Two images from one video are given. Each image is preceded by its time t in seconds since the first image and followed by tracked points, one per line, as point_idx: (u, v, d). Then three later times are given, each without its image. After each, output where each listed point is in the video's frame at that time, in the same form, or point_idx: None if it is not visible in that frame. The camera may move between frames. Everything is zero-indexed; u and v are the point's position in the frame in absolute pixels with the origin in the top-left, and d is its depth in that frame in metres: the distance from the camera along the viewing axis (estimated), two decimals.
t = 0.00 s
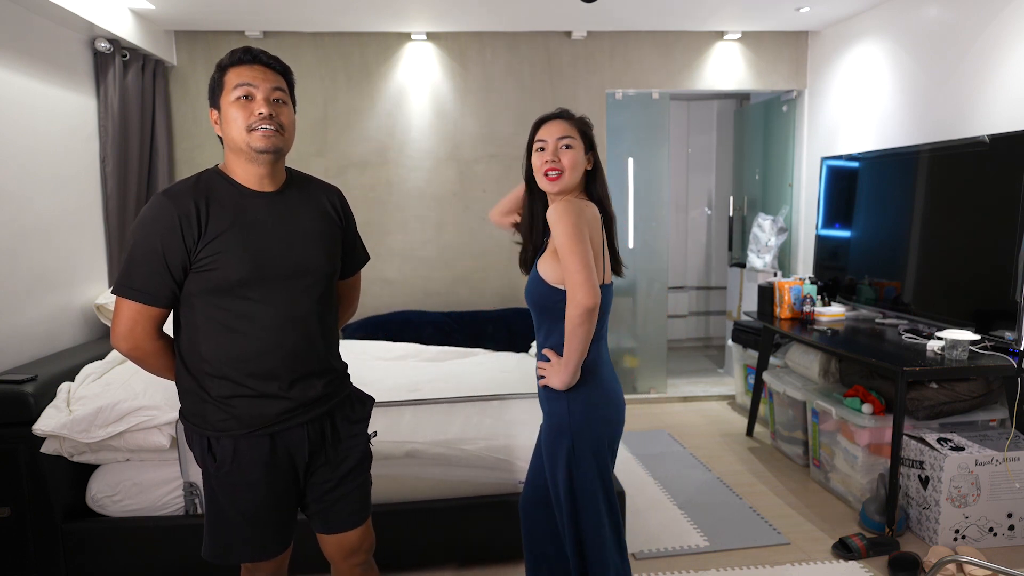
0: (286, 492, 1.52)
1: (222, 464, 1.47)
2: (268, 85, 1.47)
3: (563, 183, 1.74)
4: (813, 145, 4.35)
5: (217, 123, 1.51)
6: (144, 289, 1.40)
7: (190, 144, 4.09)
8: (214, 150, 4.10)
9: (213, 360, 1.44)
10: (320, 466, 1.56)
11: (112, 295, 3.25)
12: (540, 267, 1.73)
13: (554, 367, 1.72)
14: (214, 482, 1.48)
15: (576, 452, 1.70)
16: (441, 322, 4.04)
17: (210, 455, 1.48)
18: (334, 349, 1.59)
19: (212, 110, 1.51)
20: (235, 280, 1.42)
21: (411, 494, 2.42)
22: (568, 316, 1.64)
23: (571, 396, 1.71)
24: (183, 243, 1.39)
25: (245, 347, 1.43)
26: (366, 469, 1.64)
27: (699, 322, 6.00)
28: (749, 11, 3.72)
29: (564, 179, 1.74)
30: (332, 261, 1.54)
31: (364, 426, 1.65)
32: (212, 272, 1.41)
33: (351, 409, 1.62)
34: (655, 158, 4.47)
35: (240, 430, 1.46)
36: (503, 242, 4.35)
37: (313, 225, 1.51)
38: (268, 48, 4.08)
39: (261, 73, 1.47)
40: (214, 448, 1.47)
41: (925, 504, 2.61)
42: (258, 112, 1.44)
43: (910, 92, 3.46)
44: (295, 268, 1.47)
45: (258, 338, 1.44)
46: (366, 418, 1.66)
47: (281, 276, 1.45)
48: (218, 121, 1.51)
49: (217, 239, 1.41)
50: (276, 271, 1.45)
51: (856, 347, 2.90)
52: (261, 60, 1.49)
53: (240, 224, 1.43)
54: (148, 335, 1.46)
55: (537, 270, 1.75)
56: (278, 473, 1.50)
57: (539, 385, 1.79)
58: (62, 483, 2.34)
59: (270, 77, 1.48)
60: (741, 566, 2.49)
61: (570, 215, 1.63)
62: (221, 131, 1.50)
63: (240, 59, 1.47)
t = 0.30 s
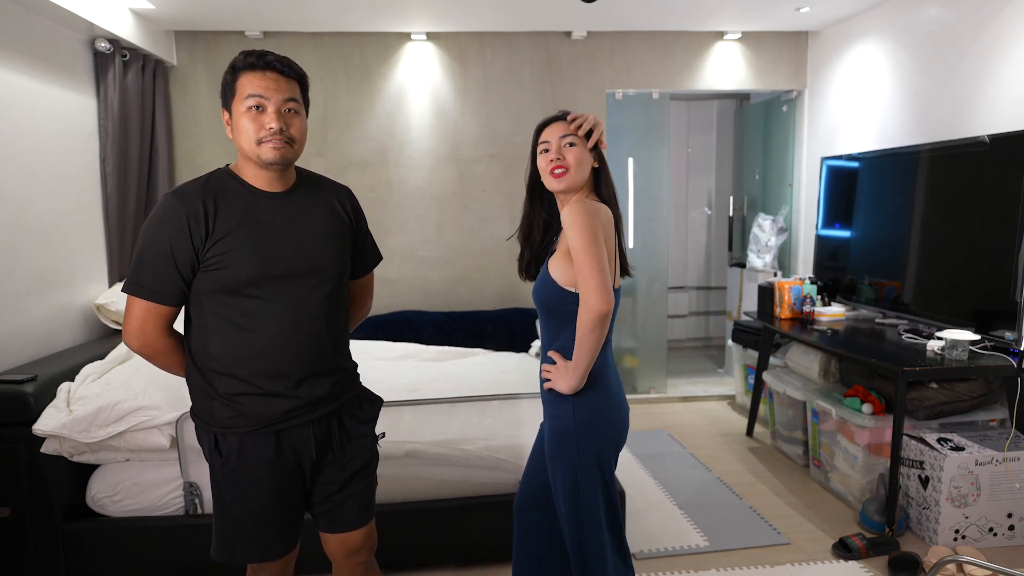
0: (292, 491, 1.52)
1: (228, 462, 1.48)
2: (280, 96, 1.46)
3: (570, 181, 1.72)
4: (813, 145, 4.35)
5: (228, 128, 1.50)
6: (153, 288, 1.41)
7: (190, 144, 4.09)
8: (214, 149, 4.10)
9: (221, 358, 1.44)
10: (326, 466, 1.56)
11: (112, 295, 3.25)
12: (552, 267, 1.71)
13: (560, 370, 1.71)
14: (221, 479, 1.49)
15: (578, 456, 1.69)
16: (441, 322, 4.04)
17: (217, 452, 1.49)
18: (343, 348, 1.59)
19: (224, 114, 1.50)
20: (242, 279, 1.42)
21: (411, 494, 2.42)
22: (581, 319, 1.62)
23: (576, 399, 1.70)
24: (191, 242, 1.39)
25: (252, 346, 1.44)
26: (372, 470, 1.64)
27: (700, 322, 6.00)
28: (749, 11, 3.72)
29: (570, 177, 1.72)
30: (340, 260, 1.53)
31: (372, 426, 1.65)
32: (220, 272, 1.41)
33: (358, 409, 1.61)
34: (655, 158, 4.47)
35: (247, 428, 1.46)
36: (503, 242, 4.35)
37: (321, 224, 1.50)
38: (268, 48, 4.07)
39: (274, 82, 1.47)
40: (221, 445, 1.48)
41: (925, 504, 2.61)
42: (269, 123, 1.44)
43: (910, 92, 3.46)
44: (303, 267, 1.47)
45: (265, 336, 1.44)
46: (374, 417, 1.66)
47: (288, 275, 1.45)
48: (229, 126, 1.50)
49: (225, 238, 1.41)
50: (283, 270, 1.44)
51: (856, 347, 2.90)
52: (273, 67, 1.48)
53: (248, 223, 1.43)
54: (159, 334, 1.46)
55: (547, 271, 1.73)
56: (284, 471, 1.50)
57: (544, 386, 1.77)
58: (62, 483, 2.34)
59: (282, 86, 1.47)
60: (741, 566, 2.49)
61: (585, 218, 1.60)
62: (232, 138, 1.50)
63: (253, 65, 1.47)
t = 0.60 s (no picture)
0: (283, 492, 1.52)
1: (219, 461, 1.48)
2: (277, 94, 1.46)
3: (575, 181, 1.72)
4: (813, 145, 4.35)
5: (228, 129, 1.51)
6: (148, 288, 1.41)
7: (190, 144, 4.09)
8: (214, 150, 4.10)
9: (214, 359, 1.44)
10: (318, 468, 1.55)
11: (112, 295, 3.25)
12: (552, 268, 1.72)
13: (559, 371, 1.71)
14: (211, 478, 1.49)
15: (580, 463, 1.68)
16: (441, 322, 4.04)
17: (208, 452, 1.49)
18: (338, 350, 1.59)
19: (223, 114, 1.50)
20: (236, 281, 1.42)
21: (411, 494, 2.42)
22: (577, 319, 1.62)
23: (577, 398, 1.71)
24: (186, 243, 1.39)
25: (245, 348, 1.43)
26: (380, 463, 1.64)
27: (700, 322, 6.00)
28: (749, 11, 3.73)
29: (575, 178, 1.72)
30: (335, 263, 1.53)
31: (370, 427, 1.64)
32: (214, 273, 1.41)
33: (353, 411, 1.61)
34: (655, 158, 4.47)
35: (239, 429, 1.46)
36: (503, 242, 4.35)
37: (317, 228, 1.50)
38: (267, 48, 4.07)
39: (272, 81, 1.46)
40: (212, 445, 1.48)
41: (925, 504, 2.61)
42: (268, 121, 1.44)
43: (910, 93, 3.46)
44: (298, 269, 1.46)
45: (258, 339, 1.44)
46: (373, 415, 1.65)
47: (282, 278, 1.45)
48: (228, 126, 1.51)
49: (220, 240, 1.41)
50: (278, 273, 1.44)
51: (856, 347, 2.90)
52: (272, 67, 1.48)
53: (243, 226, 1.43)
54: (153, 333, 1.47)
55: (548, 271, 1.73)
56: (276, 472, 1.50)
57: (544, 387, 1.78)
58: (62, 483, 2.34)
59: (280, 85, 1.47)
60: (741, 566, 2.49)
61: (585, 219, 1.60)
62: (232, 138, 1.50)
63: (251, 65, 1.47)
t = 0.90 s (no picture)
0: (288, 490, 1.52)
1: (225, 460, 1.48)
2: (303, 98, 1.48)
3: (584, 181, 1.65)
4: (813, 145, 4.35)
5: (240, 127, 1.47)
6: (153, 289, 1.41)
7: (190, 144, 4.10)
8: (214, 150, 4.10)
9: (220, 357, 1.44)
10: (322, 466, 1.55)
11: (112, 295, 3.25)
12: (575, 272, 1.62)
13: (588, 374, 1.64)
14: (218, 476, 1.50)
15: (609, 467, 1.62)
16: (440, 322, 4.04)
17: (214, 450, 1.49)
18: (342, 349, 1.59)
19: (236, 112, 1.46)
20: (242, 281, 1.42)
21: (410, 494, 2.42)
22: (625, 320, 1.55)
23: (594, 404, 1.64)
24: (191, 244, 1.39)
25: (251, 346, 1.44)
26: (367, 472, 1.63)
27: (700, 322, 5.99)
28: (749, 11, 3.72)
29: (584, 177, 1.65)
30: (338, 261, 1.53)
31: (371, 426, 1.64)
32: (220, 273, 1.41)
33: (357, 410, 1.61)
34: (656, 158, 4.47)
35: (245, 428, 1.46)
36: (502, 242, 4.35)
37: (320, 226, 1.50)
38: (267, 48, 4.07)
39: (297, 85, 1.47)
40: (218, 443, 1.48)
41: (925, 504, 2.61)
42: (297, 124, 1.45)
43: (910, 93, 3.46)
44: (302, 269, 1.47)
45: (264, 337, 1.44)
46: (374, 416, 1.65)
47: (287, 277, 1.45)
48: (241, 125, 1.47)
49: (226, 240, 1.41)
50: (283, 272, 1.45)
51: (856, 347, 2.90)
52: (297, 71, 1.49)
53: (247, 226, 1.43)
54: (159, 334, 1.47)
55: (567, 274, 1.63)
56: (281, 470, 1.50)
57: (564, 393, 1.68)
58: (61, 483, 2.34)
59: (303, 90, 1.49)
60: (741, 566, 2.49)
61: (619, 217, 1.56)
62: (247, 137, 1.46)
63: (276, 66, 1.46)
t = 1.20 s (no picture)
0: (290, 490, 1.52)
1: (227, 461, 1.48)
2: (314, 103, 1.48)
3: (595, 177, 1.57)
4: (813, 145, 4.35)
5: (251, 130, 1.47)
6: (159, 289, 1.39)
7: (190, 144, 4.09)
8: (214, 150, 4.10)
9: (225, 359, 1.44)
10: (323, 467, 1.56)
11: (113, 295, 3.25)
12: (610, 275, 1.52)
13: (633, 380, 1.53)
14: (219, 477, 1.49)
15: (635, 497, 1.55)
16: (440, 322, 4.04)
17: (215, 451, 1.49)
18: (342, 351, 1.59)
19: (247, 114, 1.46)
20: (249, 283, 1.42)
21: (410, 494, 2.42)
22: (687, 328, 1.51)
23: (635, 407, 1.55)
24: (201, 245, 1.39)
25: (257, 348, 1.44)
26: (379, 459, 1.63)
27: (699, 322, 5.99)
28: (750, 11, 3.72)
29: (594, 173, 1.56)
30: (341, 263, 1.54)
31: (371, 428, 1.65)
32: (227, 275, 1.41)
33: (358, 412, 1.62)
34: (656, 158, 4.47)
35: (249, 429, 1.46)
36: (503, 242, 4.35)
37: (324, 229, 1.51)
38: (267, 48, 4.07)
39: (309, 90, 1.48)
40: (220, 444, 1.48)
41: (925, 504, 2.61)
42: (306, 128, 1.45)
43: (910, 92, 3.46)
44: (308, 272, 1.47)
45: (270, 339, 1.44)
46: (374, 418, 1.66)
47: (293, 279, 1.46)
48: (252, 127, 1.47)
49: (234, 242, 1.41)
50: (288, 274, 1.45)
51: (856, 347, 2.90)
52: (309, 76, 1.49)
53: (255, 228, 1.43)
54: (161, 336, 1.46)
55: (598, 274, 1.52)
56: (284, 471, 1.50)
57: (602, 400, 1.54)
58: (61, 483, 2.34)
59: (315, 95, 1.49)
60: (741, 566, 2.49)
61: (663, 219, 1.51)
62: (257, 139, 1.46)
63: (289, 71, 1.46)
